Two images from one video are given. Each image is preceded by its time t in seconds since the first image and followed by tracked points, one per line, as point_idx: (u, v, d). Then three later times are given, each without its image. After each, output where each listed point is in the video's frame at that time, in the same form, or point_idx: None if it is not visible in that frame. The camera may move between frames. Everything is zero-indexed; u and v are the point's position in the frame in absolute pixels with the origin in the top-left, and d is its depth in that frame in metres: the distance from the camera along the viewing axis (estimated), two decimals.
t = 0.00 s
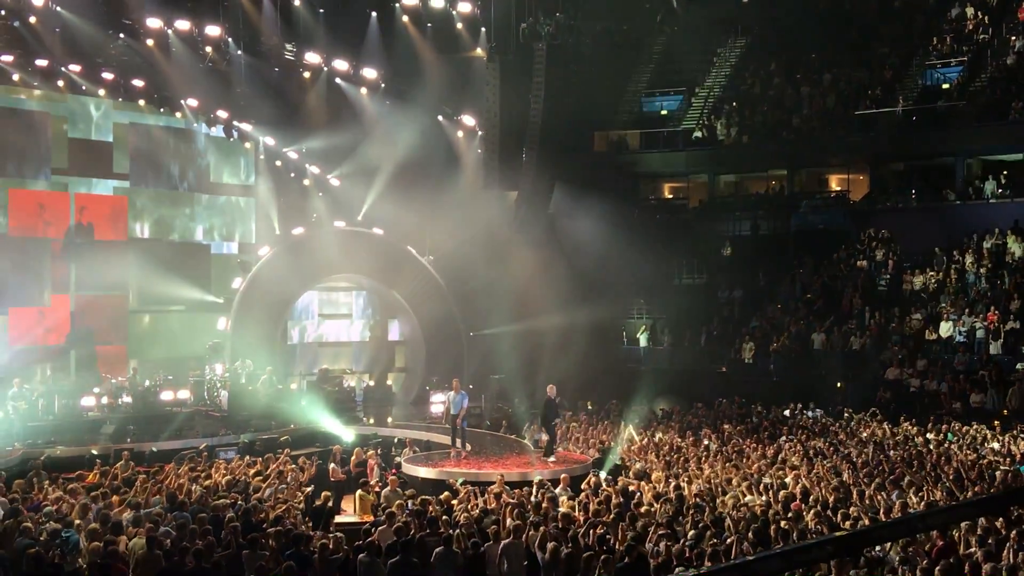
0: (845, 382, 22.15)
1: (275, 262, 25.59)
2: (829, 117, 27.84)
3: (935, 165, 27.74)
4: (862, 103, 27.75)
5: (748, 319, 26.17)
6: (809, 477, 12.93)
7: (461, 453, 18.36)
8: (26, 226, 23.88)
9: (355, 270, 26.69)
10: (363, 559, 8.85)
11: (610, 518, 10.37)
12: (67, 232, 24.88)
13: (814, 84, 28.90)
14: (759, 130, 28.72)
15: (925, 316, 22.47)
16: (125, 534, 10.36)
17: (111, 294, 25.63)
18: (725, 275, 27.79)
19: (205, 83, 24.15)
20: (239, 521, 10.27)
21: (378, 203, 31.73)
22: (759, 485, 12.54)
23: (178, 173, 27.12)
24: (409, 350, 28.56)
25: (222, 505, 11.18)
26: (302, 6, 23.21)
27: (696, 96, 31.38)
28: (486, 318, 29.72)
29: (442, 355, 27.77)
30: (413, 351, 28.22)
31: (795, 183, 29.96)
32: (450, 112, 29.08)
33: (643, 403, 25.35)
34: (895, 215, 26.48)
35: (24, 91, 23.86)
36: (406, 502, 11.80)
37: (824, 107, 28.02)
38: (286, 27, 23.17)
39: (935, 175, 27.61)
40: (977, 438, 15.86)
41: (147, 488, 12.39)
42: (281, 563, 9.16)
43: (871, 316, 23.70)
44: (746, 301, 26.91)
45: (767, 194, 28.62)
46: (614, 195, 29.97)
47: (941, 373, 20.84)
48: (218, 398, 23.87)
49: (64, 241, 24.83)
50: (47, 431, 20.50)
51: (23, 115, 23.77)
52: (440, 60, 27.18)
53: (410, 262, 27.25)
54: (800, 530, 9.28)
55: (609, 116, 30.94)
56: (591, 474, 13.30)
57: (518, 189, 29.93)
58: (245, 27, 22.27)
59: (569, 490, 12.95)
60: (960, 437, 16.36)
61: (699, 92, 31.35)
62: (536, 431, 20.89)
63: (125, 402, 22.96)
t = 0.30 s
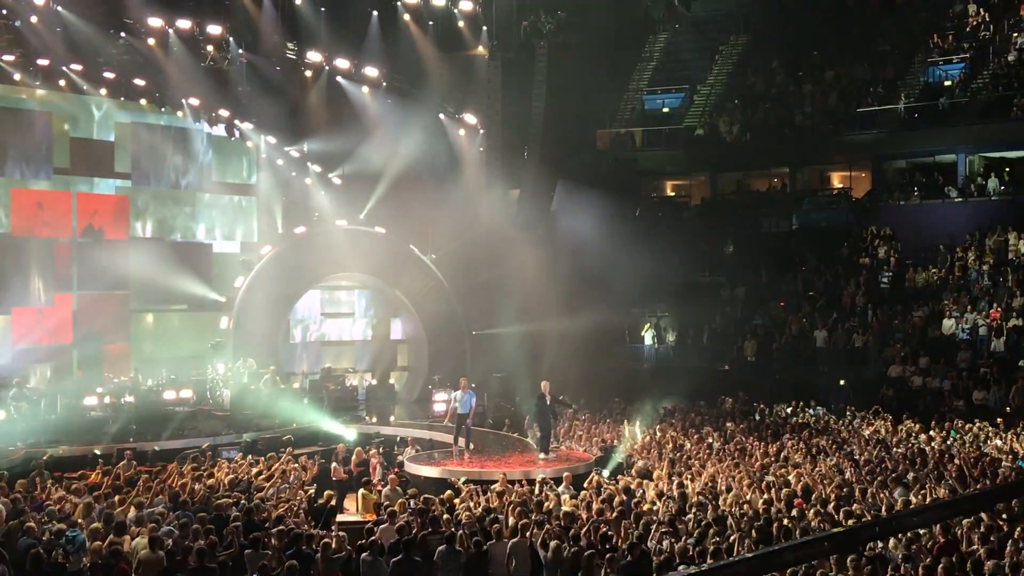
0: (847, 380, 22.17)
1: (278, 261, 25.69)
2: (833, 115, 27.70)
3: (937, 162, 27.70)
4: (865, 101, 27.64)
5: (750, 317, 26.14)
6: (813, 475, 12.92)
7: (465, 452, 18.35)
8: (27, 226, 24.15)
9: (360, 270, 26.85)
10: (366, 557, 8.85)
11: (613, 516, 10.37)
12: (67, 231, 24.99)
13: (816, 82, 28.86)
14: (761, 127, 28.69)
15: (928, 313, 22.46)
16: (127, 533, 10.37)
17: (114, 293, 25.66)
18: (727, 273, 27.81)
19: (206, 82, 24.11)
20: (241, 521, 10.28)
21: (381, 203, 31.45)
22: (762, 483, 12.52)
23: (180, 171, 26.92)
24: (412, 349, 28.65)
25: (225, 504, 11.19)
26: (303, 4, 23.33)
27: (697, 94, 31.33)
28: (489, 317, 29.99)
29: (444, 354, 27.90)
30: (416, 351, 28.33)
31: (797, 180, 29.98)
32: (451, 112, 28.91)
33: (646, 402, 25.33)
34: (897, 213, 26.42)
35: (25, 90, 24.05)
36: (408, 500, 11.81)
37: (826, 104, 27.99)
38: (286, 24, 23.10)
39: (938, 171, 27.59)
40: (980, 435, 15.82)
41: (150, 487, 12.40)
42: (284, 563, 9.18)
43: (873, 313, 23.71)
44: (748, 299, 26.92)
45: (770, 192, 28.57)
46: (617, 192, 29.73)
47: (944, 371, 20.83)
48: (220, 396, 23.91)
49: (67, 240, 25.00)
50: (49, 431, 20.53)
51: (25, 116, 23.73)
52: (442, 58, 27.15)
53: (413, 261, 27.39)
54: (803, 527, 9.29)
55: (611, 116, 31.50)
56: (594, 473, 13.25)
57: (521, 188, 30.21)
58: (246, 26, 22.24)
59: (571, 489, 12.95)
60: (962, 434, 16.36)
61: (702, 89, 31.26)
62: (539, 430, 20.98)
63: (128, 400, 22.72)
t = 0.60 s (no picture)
0: (852, 380, 22.14)
1: (283, 260, 25.72)
2: (837, 114, 27.74)
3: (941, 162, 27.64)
4: (869, 101, 27.48)
5: (755, 316, 26.10)
6: (818, 475, 12.90)
7: (469, 452, 18.36)
8: (29, 225, 24.26)
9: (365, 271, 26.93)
10: (371, 556, 8.88)
11: (617, 516, 10.36)
12: (73, 232, 25.08)
13: (821, 82, 28.84)
14: (766, 126, 28.69)
15: (933, 313, 22.41)
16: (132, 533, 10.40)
17: (121, 293, 25.63)
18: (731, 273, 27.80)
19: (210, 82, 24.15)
20: (247, 520, 10.33)
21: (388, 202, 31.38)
22: (767, 482, 12.52)
23: (184, 170, 27.03)
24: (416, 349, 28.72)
25: (230, 504, 11.22)
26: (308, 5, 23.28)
27: (701, 94, 31.31)
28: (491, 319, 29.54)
29: (450, 352, 27.97)
30: (421, 349, 28.40)
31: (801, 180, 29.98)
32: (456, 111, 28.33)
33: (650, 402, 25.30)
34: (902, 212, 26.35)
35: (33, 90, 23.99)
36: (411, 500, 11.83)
37: (830, 104, 27.96)
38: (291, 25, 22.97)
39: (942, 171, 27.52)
40: (985, 436, 15.79)
41: (155, 487, 12.41)
42: (289, 563, 9.20)
43: (878, 313, 23.69)
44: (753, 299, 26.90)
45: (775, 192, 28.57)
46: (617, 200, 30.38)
47: (949, 371, 20.78)
48: (225, 396, 24.00)
49: (71, 240, 25.04)
50: (56, 431, 20.59)
51: (32, 115, 23.87)
52: (446, 57, 26.97)
53: (419, 260, 27.46)
54: (807, 527, 9.29)
55: (613, 116, 31.62)
56: (598, 473, 13.24)
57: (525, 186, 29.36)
58: (251, 27, 22.26)
59: (576, 488, 12.94)
60: (967, 434, 16.33)
61: (707, 87, 31.17)
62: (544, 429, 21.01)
63: (133, 400, 22.48)
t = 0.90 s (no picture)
0: (860, 380, 22.09)
1: (292, 260, 25.76)
2: (843, 113, 27.83)
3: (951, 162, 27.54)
4: (879, 100, 27.40)
5: (765, 317, 26.02)
6: (827, 475, 12.86)
7: (478, 452, 18.34)
8: (39, 224, 24.24)
9: (375, 269, 26.99)
10: (380, 557, 8.85)
11: (626, 517, 10.34)
12: (82, 231, 25.05)
13: (830, 83, 28.79)
14: (775, 126, 28.63)
15: (943, 313, 22.34)
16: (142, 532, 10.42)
17: (130, 292, 25.65)
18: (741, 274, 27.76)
19: (219, 82, 24.20)
20: (255, 519, 10.32)
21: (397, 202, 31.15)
22: (777, 483, 12.51)
23: (192, 169, 27.03)
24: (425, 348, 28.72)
25: (239, 503, 11.24)
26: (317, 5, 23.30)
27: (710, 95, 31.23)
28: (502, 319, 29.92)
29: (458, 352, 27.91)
30: (430, 350, 28.25)
31: (810, 181, 29.92)
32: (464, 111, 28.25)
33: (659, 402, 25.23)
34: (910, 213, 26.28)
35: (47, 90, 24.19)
36: (420, 499, 11.81)
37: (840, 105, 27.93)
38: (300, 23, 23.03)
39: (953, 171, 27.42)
40: (995, 437, 15.72)
41: (164, 485, 12.44)
42: (298, 561, 9.22)
43: (888, 314, 23.61)
44: (762, 300, 26.85)
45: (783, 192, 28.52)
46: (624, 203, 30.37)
47: (958, 372, 20.70)
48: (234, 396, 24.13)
49: (80, 239, 25.02)
50: (64, 430, 20.58)
51: (42, 115, 24.02)
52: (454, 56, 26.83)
53: (429, 260, 27.41)
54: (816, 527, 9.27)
55: (624, 116, 31.43)
56: (607, 474, 13.26)
57: (534, 187, 29.66)
58: (261, 26, 22.32)
59: (586, 488, 12.93)
60: (975, 435, 16.26)
61: (716, 87, 31.11)
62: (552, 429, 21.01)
63: (142, 399, 22.71)
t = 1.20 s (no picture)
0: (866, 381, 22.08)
1: (298, 259, 25.79)
2: (851, 113, 27.59)
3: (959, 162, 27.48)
4: (885, 100, 27.27)
5: (771, 316, 25.96)
6: (833, 475, 12.83)
7: (484, 451, 18.33)
8: (46, 222, 24.20)
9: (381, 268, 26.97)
10: (386, 555, 8.86)
11: (632, 516, 10.35)
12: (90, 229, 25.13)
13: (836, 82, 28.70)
14: (782, 126, 28.55)
15: (949, 313, 22.29)
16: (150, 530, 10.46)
17: (136, 290, 25.80)
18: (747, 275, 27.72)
19: (226, 80, 24.24)
20: (261, 517, 10.31)
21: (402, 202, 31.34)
22: (783, 483, 12.51)
23: (199, 168, 27.11)
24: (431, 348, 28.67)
25: (245, 501, 11.27)
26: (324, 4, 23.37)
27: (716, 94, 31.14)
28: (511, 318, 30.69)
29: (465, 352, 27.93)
30: (435, 349, 28.29)
31: (817, 181, 29.86)
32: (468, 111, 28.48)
33: (665, 401, 25.18)
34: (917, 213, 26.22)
35: (55, 88, 24.24)
36: (426, 498, 11.79)
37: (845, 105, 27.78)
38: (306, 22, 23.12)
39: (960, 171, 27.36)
40: (1003, 436, 15.67)
41: (170, 483, 12.49)
42: (305, 559, 9.24)
43: (894, 314, 23.54)
44: (768, 300, 26.83)
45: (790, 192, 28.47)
46: (634, 202, 30.37)
47: (964, 372, 20.66)
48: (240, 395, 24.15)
49: (88, 237, 25.12)
50: (72, 428, 20.60)
51: (49, 113, 24.01)
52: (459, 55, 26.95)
53: (433, 259, 27.55)
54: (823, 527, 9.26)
55: (630, 116, 31.56)
56: (614, 473, 13.25)
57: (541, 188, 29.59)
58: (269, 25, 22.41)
59: (592, 487, 12.96)
60: (982, 435, 16.22)
61: (723, 87, 31.03)
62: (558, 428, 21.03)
63: (149, 398, 22.48)
